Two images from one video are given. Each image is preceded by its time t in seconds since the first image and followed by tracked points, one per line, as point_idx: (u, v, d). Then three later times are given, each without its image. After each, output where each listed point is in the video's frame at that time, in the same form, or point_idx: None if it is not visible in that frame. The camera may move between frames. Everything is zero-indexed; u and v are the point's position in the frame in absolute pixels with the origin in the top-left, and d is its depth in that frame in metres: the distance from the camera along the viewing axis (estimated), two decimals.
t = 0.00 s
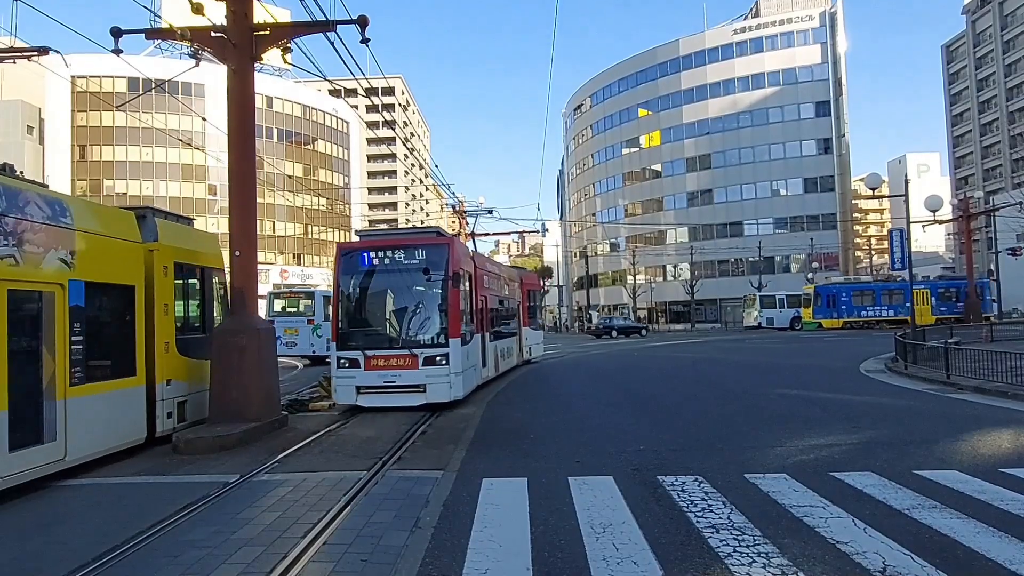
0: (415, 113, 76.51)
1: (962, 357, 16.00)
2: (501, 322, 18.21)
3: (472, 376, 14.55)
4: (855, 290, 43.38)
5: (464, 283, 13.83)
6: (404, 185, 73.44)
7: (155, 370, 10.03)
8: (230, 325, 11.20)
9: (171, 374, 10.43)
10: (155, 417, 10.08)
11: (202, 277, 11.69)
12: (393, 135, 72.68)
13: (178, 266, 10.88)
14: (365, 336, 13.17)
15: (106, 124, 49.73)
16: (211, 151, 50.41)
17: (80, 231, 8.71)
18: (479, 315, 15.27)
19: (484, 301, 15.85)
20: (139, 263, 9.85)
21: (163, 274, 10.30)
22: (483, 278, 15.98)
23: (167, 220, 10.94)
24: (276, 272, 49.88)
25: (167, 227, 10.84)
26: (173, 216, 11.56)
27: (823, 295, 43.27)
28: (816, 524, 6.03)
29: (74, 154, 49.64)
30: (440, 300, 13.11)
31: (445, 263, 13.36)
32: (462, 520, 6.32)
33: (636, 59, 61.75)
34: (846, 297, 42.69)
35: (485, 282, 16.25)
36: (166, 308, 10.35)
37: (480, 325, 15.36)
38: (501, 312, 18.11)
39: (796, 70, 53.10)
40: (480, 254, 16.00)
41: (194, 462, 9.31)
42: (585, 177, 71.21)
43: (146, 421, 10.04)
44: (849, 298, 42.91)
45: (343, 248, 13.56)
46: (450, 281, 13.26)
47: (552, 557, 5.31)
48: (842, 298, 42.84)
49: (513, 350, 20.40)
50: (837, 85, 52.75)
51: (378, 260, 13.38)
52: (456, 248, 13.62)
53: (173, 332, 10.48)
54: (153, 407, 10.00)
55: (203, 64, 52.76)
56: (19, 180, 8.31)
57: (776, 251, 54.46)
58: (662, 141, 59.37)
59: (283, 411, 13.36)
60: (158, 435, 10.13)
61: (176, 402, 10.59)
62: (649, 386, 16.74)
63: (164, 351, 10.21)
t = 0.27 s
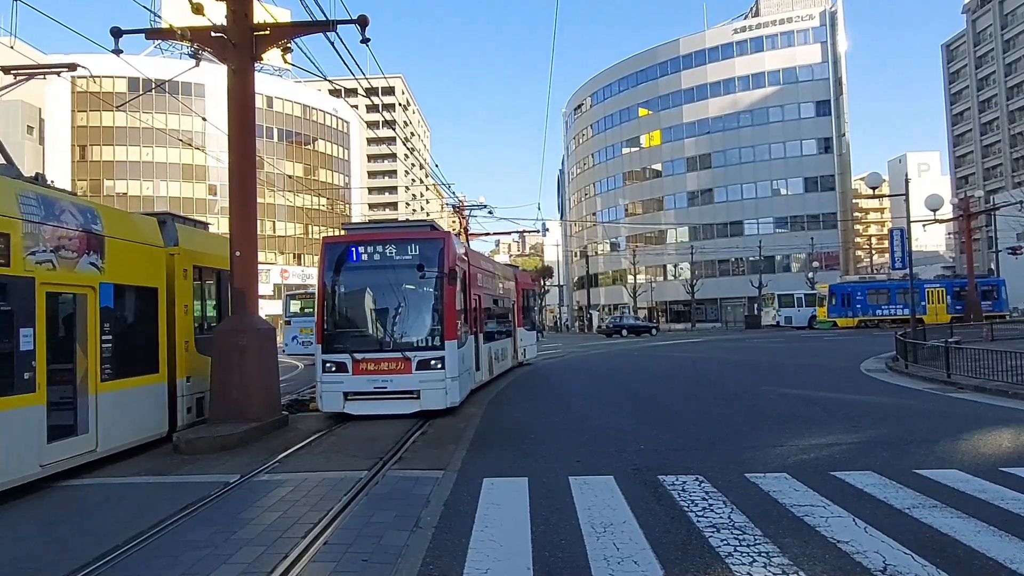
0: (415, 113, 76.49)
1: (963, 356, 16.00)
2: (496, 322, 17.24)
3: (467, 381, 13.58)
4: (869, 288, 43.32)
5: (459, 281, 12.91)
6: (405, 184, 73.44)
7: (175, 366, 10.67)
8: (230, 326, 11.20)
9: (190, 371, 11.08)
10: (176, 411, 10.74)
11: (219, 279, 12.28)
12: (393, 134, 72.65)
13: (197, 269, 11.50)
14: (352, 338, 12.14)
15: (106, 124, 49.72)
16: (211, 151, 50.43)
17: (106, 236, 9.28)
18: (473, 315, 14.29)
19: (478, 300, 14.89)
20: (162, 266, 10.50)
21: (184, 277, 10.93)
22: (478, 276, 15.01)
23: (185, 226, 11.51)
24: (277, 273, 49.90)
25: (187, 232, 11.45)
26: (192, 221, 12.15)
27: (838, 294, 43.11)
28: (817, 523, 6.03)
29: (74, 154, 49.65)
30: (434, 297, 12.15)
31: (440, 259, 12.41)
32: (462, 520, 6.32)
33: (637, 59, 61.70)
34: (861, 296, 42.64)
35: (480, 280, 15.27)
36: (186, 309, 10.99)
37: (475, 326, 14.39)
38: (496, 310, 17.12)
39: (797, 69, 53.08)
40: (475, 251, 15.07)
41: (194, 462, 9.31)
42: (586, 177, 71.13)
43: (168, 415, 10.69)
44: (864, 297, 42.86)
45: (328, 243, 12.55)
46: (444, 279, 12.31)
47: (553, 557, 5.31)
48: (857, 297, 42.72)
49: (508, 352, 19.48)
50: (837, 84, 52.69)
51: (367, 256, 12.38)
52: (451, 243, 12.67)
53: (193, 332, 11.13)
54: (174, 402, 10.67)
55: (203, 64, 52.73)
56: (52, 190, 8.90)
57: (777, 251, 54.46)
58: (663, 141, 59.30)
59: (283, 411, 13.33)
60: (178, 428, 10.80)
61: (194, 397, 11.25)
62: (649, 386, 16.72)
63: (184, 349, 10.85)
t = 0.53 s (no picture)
0: (415, 113, 76.50)
1: (964, 355, 16.00)
2: (491, 322, 16.33)
3: (462, 385, 12.60)
4: (885, 287, 43.25)
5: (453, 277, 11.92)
6: (406, 184, 73.46)
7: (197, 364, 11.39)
8: (231, 325, 11.22)
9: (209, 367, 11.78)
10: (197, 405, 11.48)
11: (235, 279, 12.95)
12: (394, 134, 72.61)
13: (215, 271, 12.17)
14: (338, 339, 11.12)
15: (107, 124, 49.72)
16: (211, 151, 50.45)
17: (133, 241, 9.94)
18: (467, 314, 13.30)
19: (471, 298, 13.90)
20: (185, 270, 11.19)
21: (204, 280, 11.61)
22: (472, 272, 14.03)
23: (204, 231, 12.15)
24: (277, 272, 49.97)
25: (206, 237, 12.12)
26: (209, 225, 12.77)
27: (854, 292, 42.99)
28: (818, 523, 6.02)
29: (75, 154, 49.67)
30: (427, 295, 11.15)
31: (434, 253, 11.42)
32: (463, 520, 6.32)
33: (638, 58, 61.67)
34: (877, 294, 42.53)
35: (474, 276, 14.28)
36: (206, 310, 11.68)
37: (470, 325, 13.46)
38: (491, 309, 16.21)
39: (797, 68, 53.07)
40: (468, 245, 14.08)
41: (195, 462, 9.31)
42: (586, 176, 71.08)
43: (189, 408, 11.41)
44: (880, 295, 42.72)
45: (311, 235, 11.52)
46: (438, 275, 11.32)
47: (554, 556, 5.32)
48: (873, 295, 42.56)
49: (504, 353, 18.68)
50: (838, 83, 52.66)
51: (353, 249, 11.36)
52: (445, 236, 11.68)
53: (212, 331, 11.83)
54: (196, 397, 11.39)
55: (203, 63, 52.72)
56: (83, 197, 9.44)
57: (778, 250, 54.45)
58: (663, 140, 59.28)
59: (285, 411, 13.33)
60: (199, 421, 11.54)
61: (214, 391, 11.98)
62: (650, 385, 16.69)
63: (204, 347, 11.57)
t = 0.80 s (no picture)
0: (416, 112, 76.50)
1: (966, 354, 15.99)
2: (485, 322, 15.47)
3: (456, 389, 11.67)
4: (902, 285, 42.58)
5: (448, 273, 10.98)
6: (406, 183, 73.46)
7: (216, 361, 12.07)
8: (231, 324, 11.21)
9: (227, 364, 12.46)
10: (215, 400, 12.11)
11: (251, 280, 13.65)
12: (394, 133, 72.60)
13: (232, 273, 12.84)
14: (321, 341, 10.15)
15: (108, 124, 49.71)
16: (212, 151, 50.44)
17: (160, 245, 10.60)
18: (461, 315, 12.34)
19: (466, 298, 12.94)
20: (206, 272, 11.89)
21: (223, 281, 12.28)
22: (467, 270, 13.11)
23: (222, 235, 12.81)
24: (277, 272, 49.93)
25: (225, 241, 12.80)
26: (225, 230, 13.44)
27: (870, 292, 42.32)
28: (819, 521, 6.02)
29: (75, 154, 49.64)
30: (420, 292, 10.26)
31: (427, 246, 10.49)
32: (465, 518, 6.35)
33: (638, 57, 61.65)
34: (894, 294, 41.88)
35: (469, 274, 13.34)
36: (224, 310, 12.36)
37: (466, 326, 12.53)
38: (485, 309, 15.33)
39: (798, 67, 53.06)
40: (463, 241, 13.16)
41: (196, 461, 9.33)
42: (587, 175, 71.00)
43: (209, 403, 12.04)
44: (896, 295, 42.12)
45: (293, 227, 10.58)
46: (431, 270, 10.38)
47: (555, 554, 5.33)
48: (889, 295, 41.89)
49: (499, 354, 17.96)
50: (839, 82, 52.62)
51: (339, 242, 10.43)
52: (438, 228, 10.77)
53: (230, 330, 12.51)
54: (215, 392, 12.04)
55: (204, 63, 52.69)
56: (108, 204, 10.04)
57: (778, 249, 54.42)
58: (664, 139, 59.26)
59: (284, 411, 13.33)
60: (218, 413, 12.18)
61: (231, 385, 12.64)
62: (650, 385, 16.66)
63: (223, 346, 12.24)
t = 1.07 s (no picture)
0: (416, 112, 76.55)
1: (966, 353, 15.97)
2: (482, 321, 14.48)
3: (451, 396, 10.63)
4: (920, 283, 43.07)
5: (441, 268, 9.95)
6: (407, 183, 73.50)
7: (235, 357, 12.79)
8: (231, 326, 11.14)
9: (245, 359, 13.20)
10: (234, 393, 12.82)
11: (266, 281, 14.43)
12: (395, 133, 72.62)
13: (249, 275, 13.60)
14: (300, 344, 9.13)
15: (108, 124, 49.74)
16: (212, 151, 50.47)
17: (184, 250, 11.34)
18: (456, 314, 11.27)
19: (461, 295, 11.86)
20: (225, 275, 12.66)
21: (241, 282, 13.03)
22: (462, 265, 12.06)
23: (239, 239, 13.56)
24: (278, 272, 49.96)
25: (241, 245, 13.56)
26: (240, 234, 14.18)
27: (888, 289, 42.62)
28: (820, 521, 6.02)
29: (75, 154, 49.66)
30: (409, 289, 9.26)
31: (418, 239, 9.46)
32: (466, 518, 6.35)
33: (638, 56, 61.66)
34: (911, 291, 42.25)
35: (465, 269, 12.29)
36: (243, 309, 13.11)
37: (462, 326, 11.53)
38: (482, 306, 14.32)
39: (799, 66, 53.04)
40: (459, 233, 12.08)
41: (197, 461, 9.33)
42: (588, 174, 70.97)
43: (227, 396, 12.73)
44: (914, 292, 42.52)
45: (270, 217, 9.55)
46: (422, 265, 9.36)
47: (556, 554, 5.33)
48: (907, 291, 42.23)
49: (495, 355, 17.10)
50: (839, 81, 52.60)
51: (320, 234, 9.40)
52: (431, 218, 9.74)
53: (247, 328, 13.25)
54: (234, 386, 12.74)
55: (204, 63, 52.73)
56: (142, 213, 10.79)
57: (779, 248, 54.39)
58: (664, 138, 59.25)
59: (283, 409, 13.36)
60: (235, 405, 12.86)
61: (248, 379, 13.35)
62: (650, 385, 16.65)
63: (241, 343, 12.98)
